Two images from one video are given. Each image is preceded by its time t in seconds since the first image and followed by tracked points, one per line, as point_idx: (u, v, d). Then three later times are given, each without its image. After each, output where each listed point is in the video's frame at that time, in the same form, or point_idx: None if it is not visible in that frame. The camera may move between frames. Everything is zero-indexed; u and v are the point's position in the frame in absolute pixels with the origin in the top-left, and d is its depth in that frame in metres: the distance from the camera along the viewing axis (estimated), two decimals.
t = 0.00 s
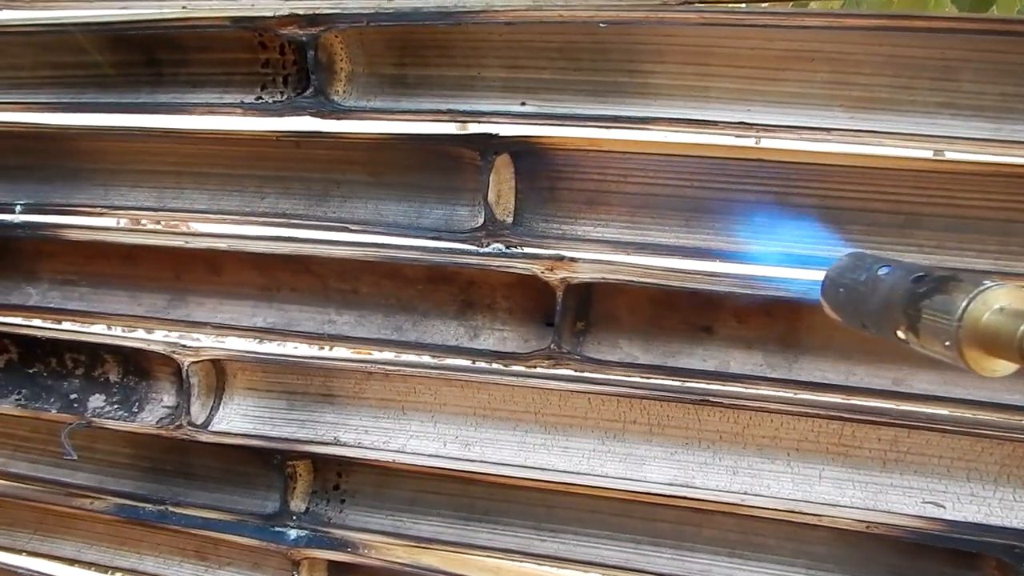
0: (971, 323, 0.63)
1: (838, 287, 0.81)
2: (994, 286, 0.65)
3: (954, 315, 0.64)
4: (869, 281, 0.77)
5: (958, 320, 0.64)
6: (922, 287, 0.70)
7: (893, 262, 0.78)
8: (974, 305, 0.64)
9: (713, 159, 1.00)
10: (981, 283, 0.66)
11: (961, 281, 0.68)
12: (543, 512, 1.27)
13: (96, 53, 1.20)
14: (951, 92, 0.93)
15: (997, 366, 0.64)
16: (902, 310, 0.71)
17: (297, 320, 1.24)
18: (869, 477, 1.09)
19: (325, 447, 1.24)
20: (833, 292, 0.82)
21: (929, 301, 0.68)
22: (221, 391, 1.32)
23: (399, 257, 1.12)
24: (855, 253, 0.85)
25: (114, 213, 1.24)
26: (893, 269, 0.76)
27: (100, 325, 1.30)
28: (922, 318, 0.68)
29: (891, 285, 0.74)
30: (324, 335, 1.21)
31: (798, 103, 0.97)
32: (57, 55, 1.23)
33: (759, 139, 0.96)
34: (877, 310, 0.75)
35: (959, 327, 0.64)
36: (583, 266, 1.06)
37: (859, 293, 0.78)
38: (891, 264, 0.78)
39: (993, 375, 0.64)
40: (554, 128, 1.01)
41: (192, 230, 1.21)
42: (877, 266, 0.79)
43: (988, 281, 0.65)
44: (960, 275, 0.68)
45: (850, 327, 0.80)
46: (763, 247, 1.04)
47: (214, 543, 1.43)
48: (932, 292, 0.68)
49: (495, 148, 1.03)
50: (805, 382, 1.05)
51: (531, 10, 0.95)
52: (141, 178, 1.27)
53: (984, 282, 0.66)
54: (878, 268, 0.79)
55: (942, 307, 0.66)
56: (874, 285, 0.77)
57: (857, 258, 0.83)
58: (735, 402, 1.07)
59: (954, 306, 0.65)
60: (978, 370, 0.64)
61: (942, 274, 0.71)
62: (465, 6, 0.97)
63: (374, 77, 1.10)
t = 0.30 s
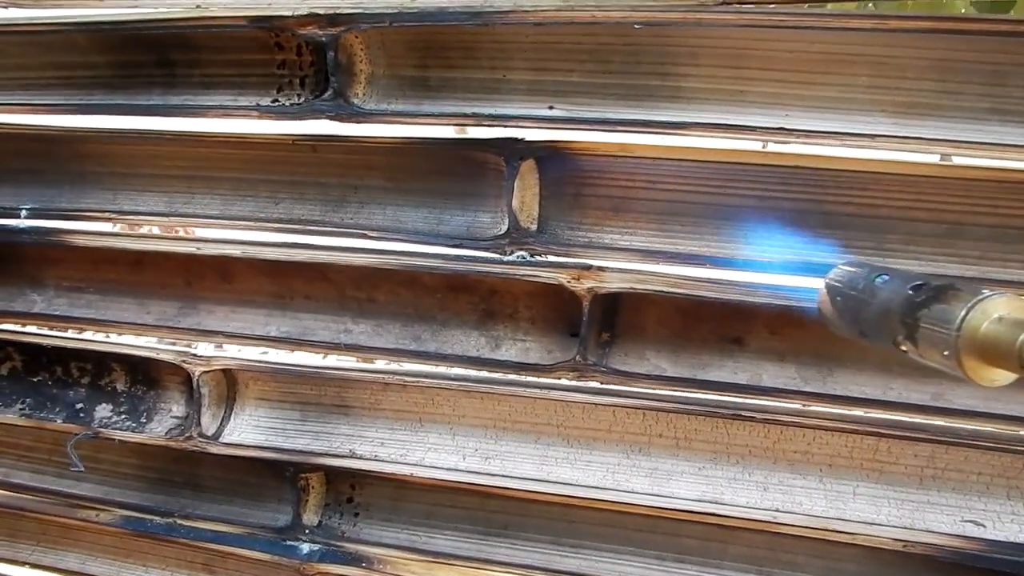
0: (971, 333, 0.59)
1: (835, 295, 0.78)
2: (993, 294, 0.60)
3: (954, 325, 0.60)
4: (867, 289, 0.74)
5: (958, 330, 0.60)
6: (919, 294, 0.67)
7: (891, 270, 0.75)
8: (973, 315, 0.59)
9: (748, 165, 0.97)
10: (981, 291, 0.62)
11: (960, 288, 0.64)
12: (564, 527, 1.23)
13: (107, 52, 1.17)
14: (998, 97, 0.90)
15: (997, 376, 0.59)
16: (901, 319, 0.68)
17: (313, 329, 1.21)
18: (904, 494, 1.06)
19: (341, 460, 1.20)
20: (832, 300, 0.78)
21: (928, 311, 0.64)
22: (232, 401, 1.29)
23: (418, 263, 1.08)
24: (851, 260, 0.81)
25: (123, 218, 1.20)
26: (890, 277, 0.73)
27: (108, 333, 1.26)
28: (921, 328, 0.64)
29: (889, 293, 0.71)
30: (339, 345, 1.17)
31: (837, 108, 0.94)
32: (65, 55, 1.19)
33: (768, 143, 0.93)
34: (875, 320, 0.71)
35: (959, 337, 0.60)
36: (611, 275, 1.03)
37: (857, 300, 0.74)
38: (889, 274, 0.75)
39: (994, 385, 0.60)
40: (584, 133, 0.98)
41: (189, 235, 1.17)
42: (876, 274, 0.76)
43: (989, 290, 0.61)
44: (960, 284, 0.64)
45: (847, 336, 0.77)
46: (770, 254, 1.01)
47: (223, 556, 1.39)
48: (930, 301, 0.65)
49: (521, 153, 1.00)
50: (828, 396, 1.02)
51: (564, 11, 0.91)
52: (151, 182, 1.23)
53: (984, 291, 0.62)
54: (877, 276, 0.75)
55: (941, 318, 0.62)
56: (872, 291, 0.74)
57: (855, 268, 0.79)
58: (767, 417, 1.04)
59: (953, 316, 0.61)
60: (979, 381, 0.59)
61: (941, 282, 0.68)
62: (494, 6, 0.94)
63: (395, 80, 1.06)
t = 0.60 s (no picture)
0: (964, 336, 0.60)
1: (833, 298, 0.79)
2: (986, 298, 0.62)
3: (946, 328, 0.61)
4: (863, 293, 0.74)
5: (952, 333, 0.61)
6: (914, 298, 0.68)
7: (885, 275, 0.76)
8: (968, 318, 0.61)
9: (784, 175, 0.95)
10: (974, 295, 0.63)
11: (955, 292, 0.65)
12: (590, 538, 1.22)
13: (131, 57, 1.15)
14: None
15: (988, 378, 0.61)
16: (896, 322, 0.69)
17: (339, 337, 1.20)
18: (941, 507, 1.05)
19: (367, 470, 1.19)
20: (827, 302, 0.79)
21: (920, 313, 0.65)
22: (256, 410, 1.28)
23: (450, 274, 1.07)
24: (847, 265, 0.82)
25: (148, 225, 1.19)
26: (886, 280, 0.74)
27: (131, 340, 1.25)
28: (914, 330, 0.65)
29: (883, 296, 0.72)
30: (367, 354, 1.16)
31: (878, 118, 0.93)
32: (88, 61, 1.17)
33: (774, 150, 0.93)
34: (870, 322, 0.72)
35: (952, 340, 0.61)
36: (646, 285, 1.02)
37: (852, 303, 0.75)
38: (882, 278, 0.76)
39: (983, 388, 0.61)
40: (620, 142, 0.97)
41: (191, 240, 1.17)
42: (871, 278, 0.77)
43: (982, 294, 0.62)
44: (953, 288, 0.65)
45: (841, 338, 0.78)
46: (763, 260, 1.01)
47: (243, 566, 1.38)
48: (923, 304, 0.66)
49: (555, 163, 1.00)
50: (871, 408, 1.01)
51: (603, 19, 0.90)
52: (175, 188, 1.22)
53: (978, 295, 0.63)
54: (874, 280, 0.76)
55: (935, 321, 0.63)
56: (867, 295, 0.75)
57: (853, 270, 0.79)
58: (803, 430, 1.03)
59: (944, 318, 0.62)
60: (969, 384, 0.61)
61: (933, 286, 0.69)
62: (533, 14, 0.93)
63: (428, 88, 1.05)
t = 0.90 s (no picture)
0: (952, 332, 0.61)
1: (820, 295, 0.79)
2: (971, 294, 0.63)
3: (933, 324, 0.62)
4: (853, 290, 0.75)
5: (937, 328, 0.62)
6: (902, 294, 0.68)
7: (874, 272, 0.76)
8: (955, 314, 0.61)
9: (813, 178, 0.94)
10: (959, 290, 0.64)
11: (941, 288, 0.66)
12: (612, 544, 1.21)
13: (153, 60, 1.14)
14: None
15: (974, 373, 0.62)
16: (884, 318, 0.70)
17: (360, 342, 1.19)
18: (972, 515, 1.05)
19: (389, 475, 1.17)
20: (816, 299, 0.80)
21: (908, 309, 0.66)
22: (275, 415, 1.27)
23: (475, 277, 1.06)
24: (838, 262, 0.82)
25: (169, 228, 1.18)
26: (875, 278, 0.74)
27: (150, 344, 1.24)
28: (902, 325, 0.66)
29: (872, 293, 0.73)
30: (390, 359, 1.15)
31: (910, 121, 0.92)
32: (109, 63, 1.16)
33: (785, 152, 0.92)
34: (858, 319, 0.73)
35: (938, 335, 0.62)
36: (673, 289, 1.01)
37: (841, 300, 0.76)
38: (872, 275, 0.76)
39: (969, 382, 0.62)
40: (649, 145, 0.96)
41: (200, 243, 1.16)
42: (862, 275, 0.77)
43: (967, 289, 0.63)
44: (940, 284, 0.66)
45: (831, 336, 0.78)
46: (758, 261, 1.01)
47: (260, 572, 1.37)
48: (912, 300, 0.66)
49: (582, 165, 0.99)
50: (904, 414, 1.00)
51: (635, 21, 0.90)
52: (196, 192, 1.21)
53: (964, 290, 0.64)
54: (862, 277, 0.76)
55: (922, 315, 0.64)
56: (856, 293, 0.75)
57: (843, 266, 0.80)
58: (832, 436, 1.02)
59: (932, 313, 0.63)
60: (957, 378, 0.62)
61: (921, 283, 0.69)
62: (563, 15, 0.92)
63: (454, 90, 1.05)
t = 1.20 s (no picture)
0: (953, 328, 0.62)
1: (821, 292, 0.81)
2: (975, 291, 0.63)
3: (935, 320, 0.63)
4: (852, 287, 0.77)
5: (941, 324, 0.62)
6: (905, 292, 0.69)
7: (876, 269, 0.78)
8: (957, 310, 0.62)
9: (836, 181, 0.95)
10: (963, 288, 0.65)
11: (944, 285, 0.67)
12: (628, 546, 1.21)
13: (175, 61, 1.15)
14: None
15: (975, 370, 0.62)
16: (887, 316, 0.71)
17: (379, 343, 1.19)
18: (991, 518, 1.05)
19: (406, 476, 1.18)
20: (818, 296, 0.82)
21: (910, 305, 0.67)
22: (292, 415, 1.27)
23: (496, 278, 1.06)
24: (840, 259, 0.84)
25: (188, 228, 1.18)
26: (877, 276, 0.76)
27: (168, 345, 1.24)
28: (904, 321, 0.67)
29: (874, 291, 0.74)
30: (408, 360, 1.15)
31: (934, 124, 0.92)
32: (130, 64, 1.17)
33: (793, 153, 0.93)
34: (861, 317, 0.74)
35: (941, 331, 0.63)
36: (694, 291, 1.01)
37: (843, 298, 0.78)
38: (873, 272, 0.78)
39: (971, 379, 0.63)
40: (673, 148, 0.96)
41: (219, 244, 1.17)
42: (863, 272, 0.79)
43: (971, 286, 0.64)
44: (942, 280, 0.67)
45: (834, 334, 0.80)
46: (749, 263, 1.02)
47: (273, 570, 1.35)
48: (914, 296, 0.67)
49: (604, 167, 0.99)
50: (926, 418, 1.00)
51: (660, 22, 0.91)
52: (216, 193, 1.21)
53: (967, 286, 0.65)
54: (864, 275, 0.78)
55: (924, 311, 0.65)
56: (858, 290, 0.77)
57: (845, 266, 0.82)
58: (852, 438, 1.02)
59: (933, 309, 0.64)
60: (960, 374, 0.62)
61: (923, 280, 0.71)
62: (590, 17, 0.93)
63: (476, 92, 1.05)
